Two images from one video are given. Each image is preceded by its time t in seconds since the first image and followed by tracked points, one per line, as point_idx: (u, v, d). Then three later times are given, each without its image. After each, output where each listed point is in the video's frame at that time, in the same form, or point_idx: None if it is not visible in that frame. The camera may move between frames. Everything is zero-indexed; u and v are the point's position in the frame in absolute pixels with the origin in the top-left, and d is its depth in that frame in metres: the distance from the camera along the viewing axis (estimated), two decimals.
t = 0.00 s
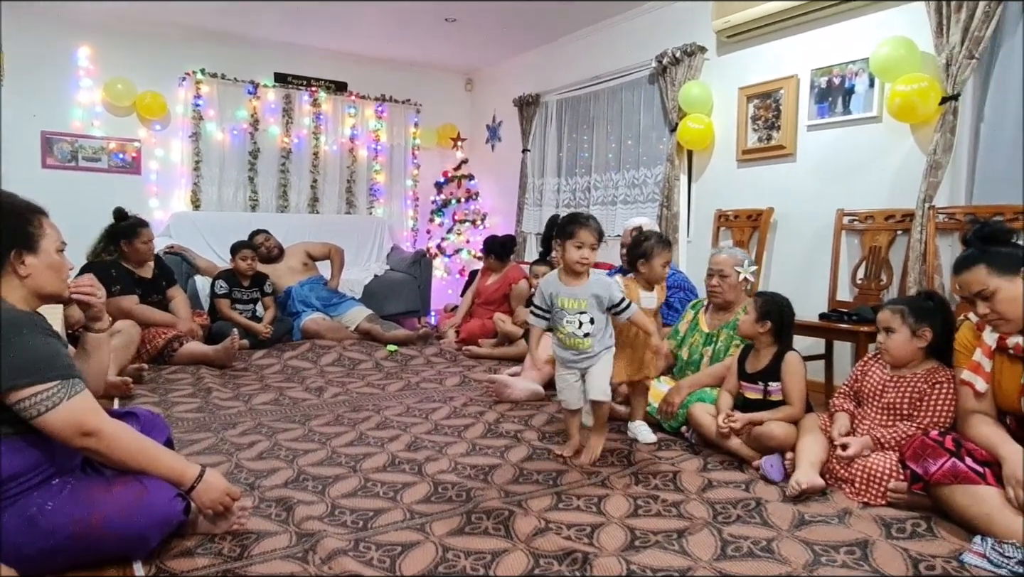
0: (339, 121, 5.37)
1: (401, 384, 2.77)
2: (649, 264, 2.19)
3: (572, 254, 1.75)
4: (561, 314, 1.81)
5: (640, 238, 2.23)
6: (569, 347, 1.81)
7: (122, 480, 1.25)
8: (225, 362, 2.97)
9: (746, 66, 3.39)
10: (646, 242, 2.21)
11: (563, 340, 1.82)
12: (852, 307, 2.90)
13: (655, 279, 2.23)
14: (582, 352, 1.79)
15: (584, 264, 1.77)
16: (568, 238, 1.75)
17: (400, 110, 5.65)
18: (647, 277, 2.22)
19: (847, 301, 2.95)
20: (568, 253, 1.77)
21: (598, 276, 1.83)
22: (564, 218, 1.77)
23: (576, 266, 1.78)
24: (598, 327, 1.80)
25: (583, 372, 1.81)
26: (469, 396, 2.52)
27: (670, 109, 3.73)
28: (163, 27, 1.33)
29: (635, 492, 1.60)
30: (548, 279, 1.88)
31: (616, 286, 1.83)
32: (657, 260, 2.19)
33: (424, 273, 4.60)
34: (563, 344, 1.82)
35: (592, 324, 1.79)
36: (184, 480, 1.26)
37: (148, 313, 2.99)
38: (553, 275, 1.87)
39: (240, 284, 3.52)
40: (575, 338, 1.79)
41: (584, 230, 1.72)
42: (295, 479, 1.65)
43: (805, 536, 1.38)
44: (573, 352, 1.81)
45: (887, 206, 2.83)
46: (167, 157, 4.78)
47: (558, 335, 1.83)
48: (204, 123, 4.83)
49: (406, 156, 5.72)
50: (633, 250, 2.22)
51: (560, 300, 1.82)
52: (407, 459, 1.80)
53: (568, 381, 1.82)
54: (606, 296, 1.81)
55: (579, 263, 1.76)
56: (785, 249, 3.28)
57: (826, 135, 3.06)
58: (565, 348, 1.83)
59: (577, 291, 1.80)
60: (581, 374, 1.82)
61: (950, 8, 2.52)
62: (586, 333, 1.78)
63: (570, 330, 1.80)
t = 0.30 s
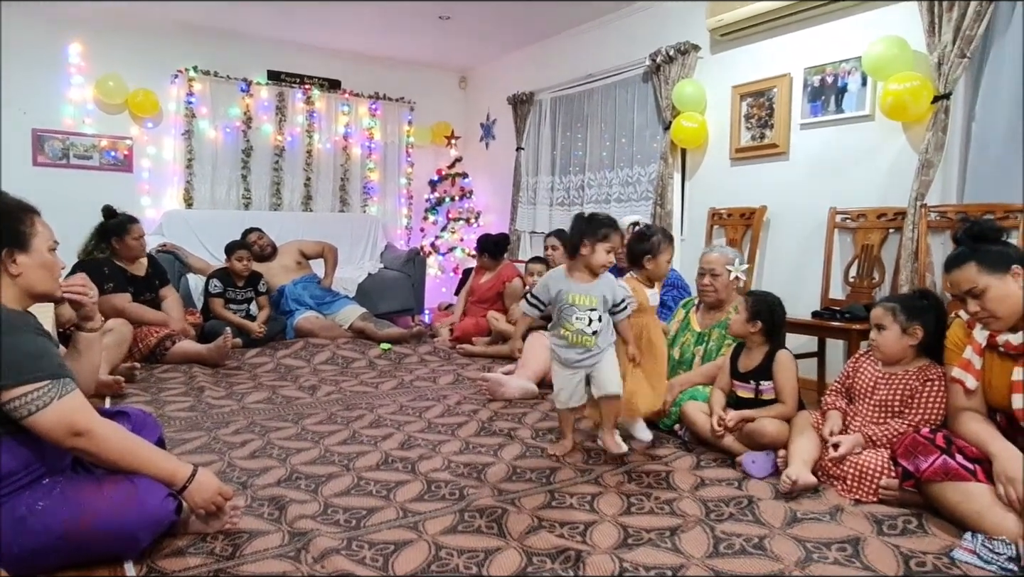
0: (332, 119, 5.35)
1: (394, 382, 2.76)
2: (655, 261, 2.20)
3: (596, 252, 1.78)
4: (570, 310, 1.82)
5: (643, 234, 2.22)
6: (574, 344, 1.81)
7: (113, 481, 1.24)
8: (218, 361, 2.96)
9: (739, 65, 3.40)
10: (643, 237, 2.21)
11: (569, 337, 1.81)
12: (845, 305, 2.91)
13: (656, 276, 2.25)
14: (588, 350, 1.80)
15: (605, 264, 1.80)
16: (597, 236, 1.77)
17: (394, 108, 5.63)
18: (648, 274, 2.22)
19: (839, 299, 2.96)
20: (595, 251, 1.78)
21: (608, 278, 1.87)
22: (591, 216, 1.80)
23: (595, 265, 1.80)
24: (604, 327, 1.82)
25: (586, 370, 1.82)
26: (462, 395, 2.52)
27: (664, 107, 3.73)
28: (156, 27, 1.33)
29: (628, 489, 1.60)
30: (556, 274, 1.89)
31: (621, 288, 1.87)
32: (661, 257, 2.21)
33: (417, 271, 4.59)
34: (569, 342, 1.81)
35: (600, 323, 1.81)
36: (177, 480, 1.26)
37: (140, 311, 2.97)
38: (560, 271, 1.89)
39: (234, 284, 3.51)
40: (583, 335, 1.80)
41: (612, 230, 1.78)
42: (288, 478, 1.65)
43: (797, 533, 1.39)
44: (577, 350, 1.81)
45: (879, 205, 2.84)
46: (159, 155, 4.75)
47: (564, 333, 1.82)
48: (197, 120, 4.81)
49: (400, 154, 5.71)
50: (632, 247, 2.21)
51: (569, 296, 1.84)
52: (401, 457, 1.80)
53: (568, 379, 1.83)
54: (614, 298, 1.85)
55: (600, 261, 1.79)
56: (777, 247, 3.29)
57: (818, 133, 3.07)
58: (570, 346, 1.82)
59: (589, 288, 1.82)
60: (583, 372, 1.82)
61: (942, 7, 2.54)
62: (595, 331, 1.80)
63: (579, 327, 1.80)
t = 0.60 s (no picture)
0: (320, 115, 5.31)
1: (381, 381, 2.74)
2: (686, 256, 2.06)
3: (616, 249, 1.69)
4: (587, 308, 1.72)
5: (672, 225, 2.08)
6: (589, 346, 1.71)
7: (90, 481, 1.21)
8: (203, 360, 2.92)
9: (727, 63, 3.40)
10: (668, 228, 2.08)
11: (583, 337, 1.71)
12: (831, 302, 2.93)
13: (683, 270, 2.11)
14: (604, 352, 1.71)
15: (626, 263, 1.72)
16: (620, 233, 1.69)
17: (382, 104, 5.60)
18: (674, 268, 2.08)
19: (825, 296, 2.97)
20: (618, 249, 1.69)
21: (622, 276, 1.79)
22: (612, 212, 1.71)
23: (614, 262, 1.71)
24: (620, 329, 1.73)
25: (599, 374, 1.72)
26: (450, 393, 2.51)
27: (653, 104, 3.73)
28: (135, 21, 1.31)
29: (615, 488, 1.59)
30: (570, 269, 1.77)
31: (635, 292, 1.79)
32: (693, 250, 2.07)
33: (406, 269, 4.57)
34: (584, 342, 1.72)
35: (616, 323, 1.72)
36: (156, 481, 1.24)
37: (123, 310, 2.93)
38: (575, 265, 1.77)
39: (219, 281, 3.47)
40: (599, 336, 1.70)
41: (632, 227, 1.70)
42: (272, 478, 1.63)
43: (784, 531, 1.39)
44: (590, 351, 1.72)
45: (866, 203, 2.85)
46: (143, 152, 4.67)
47: (580, 333, 1.72)
48: (182, 116, 4.75)
49: (388, 151, 5.68)
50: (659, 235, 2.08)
51: (586, 293, 1.73)
52: (387, 457, 1.78)
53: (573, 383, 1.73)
54: (627, 298, 1.77)
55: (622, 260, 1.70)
56: (764, 245, 3.30)
57: (805, 131, 3.08)
58: (584, 347, 1.72)
59: (607, 285, 1.73)
60: (595, 376, 1.72)
61: (928, 5, 2.54)
62: (611, 331, 1.71)
63: (596, 327, 1.70)
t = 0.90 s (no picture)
0: (311, 111, 5.28)
1: (373, 377, 2.73)
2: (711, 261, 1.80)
3: (604, 249, 1.67)
4: (583, 310, 1.69)
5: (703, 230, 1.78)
6: (585, 349, 1.68)
7: (77, 481, 1.20)
8: (193, 356, 2.91)
9: (719, 59, 3.40)
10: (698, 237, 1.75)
11: (579, 340, 1.67)
12: (822, 298, 2.94)
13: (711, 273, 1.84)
14: (600, 353, 1.70)
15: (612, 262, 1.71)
16: (608, 233, 1.66)
17: (374, 100, 5.58)
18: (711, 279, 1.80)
19: (817, 292, 2.98)
20: (606, 249, 1.67)
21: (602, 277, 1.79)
22: (601, 211, 1.67)
23: (603, 263, 1.70)
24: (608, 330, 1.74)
25: (592, 375, 1.70)
26: (442, 390, 2.50)
27: (645, 100, 3.73)
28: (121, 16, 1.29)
29: (606, 484, 1.60)
30: (560, 273, 1.73)
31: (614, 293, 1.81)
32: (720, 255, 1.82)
33: (398, 264, 4.55)
34: (581, 345, 1.68)
35: (608, 324, 1.72)
36: (144, 478, 1.23)
37: (113, 306, 2.90)
38: (563, 269, 1.74)
39: (210, 278, 3.45)
40: (596, 337, 1.68)
41: (620, 227, 1.68)
42: (262, 475, 1.62)
43: (773, 526, 1.39)
44: (584, 354, 1.69)
45: (857, 199, 2.86)
46: (133, 147, 4.65)
47: (575, 337, 1.67)
48: (172, 111, 4.71)
49: (380, 147, 5.65)
50: (691, 245, 1.75)
51: (580, 295, 1.70)
52: (378, 453, 1.78)
53: (564, 388, 1.67)
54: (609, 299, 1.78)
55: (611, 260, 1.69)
56: (756, 241, 3.31)
57: (797, 127, 3.09)
58: (580, 350, 1.68)
59: (597, 286, 1.73)
60: (586, 379, 1.70)
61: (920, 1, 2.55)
62: (605, 333, 1.71)
63: (592, 330, 1.68)
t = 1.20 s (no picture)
0: (301, 108, 5.25)
1: (364, 375, 2.72)
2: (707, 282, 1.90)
3: (579, 244, 1.67)
4: (563, 307, 1.70)
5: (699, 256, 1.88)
6: (563, 345, 1.70)
7: (63, 480, 1.19)
8: (183, 355, 2.88)
9: (709, 56, 3.41)
10: (705, 263, 1.86)
11: (559, 337, 1.69)
12: (811, 295, 2.95)
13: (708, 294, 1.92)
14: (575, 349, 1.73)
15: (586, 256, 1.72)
16: (582, 227, 1.66)
17: (365, 97, 5.56)
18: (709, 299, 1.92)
19: (806, 290, 3.00)
20: (581, 244, 1.68)
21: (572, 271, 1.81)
22: (576, 205, 1.67)
23: (579, 258, 1.71)
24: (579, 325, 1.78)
25: (567, 371, 1.72)
26: (433, 388, 2.50)
27: (636, 98, 3.73)
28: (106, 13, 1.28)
29: (596, 481, 1.60)
30: (538, 271, 1.72)
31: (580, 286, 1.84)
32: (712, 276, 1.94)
33: (389, 263, 4.54)
34: (560, 342, 1.69)
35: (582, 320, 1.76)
36: (131, 479, 1.22)
37: (101, 304, 2.88)
38: (539, 266, 1.73)
39: (200, 277, 3.43)
40: (573, 334, 1.71)
41: (593, 221, 1.68)
42: (251, 475, 1.61)
43: (762, 523, 1.40)
44: (562, 352, 1.70)
45: (845, 197, 2.87)
46: (121, 144, 4.61)
47: (555, 334, 1.69)
48: (161, 108, 4.67)
49: (371, 144, 5.64)
50: (700, 273, 1.86)
51: (561, 292, 1.70)
52: (368, 452, 1.77)
53: (542, 386, 1.67)
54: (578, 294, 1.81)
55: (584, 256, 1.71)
56: (746, 239, 3.32)
57: (786, 125, 3.10)
58: (560, 347, 1.70)
59: (573, 283, 1.74)
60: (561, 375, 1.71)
61: None
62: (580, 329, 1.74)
63: (570, 326, 1.71)
